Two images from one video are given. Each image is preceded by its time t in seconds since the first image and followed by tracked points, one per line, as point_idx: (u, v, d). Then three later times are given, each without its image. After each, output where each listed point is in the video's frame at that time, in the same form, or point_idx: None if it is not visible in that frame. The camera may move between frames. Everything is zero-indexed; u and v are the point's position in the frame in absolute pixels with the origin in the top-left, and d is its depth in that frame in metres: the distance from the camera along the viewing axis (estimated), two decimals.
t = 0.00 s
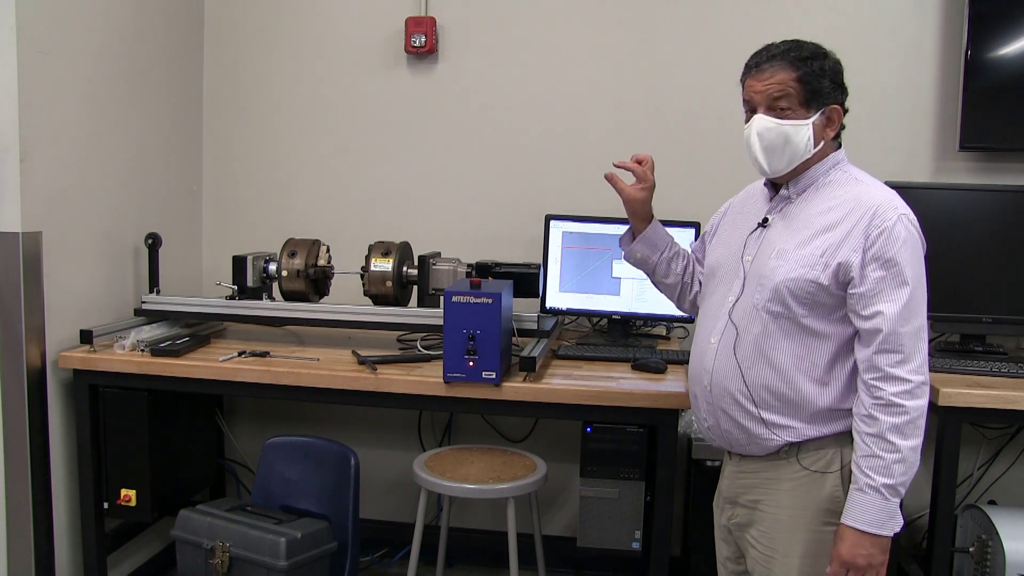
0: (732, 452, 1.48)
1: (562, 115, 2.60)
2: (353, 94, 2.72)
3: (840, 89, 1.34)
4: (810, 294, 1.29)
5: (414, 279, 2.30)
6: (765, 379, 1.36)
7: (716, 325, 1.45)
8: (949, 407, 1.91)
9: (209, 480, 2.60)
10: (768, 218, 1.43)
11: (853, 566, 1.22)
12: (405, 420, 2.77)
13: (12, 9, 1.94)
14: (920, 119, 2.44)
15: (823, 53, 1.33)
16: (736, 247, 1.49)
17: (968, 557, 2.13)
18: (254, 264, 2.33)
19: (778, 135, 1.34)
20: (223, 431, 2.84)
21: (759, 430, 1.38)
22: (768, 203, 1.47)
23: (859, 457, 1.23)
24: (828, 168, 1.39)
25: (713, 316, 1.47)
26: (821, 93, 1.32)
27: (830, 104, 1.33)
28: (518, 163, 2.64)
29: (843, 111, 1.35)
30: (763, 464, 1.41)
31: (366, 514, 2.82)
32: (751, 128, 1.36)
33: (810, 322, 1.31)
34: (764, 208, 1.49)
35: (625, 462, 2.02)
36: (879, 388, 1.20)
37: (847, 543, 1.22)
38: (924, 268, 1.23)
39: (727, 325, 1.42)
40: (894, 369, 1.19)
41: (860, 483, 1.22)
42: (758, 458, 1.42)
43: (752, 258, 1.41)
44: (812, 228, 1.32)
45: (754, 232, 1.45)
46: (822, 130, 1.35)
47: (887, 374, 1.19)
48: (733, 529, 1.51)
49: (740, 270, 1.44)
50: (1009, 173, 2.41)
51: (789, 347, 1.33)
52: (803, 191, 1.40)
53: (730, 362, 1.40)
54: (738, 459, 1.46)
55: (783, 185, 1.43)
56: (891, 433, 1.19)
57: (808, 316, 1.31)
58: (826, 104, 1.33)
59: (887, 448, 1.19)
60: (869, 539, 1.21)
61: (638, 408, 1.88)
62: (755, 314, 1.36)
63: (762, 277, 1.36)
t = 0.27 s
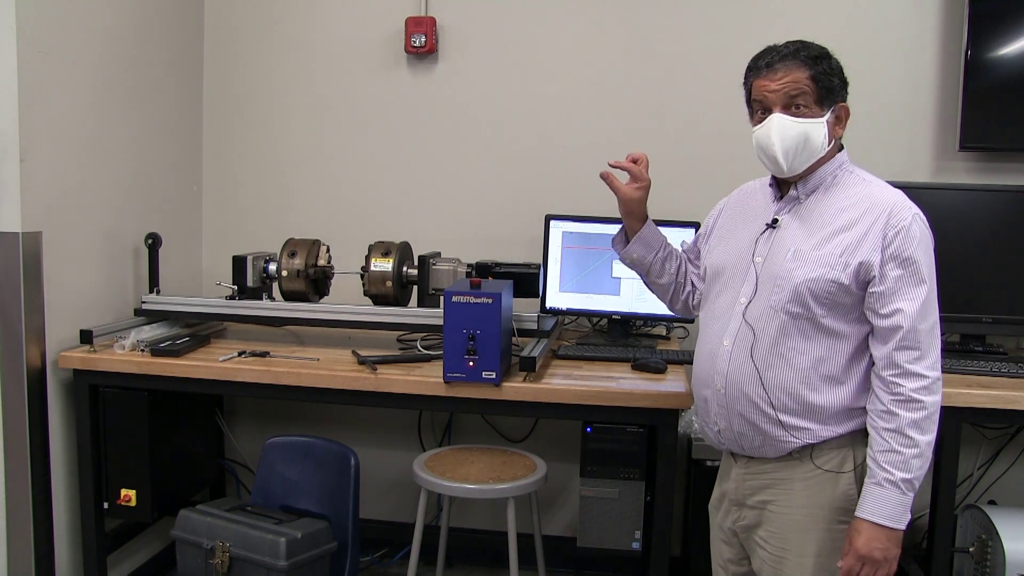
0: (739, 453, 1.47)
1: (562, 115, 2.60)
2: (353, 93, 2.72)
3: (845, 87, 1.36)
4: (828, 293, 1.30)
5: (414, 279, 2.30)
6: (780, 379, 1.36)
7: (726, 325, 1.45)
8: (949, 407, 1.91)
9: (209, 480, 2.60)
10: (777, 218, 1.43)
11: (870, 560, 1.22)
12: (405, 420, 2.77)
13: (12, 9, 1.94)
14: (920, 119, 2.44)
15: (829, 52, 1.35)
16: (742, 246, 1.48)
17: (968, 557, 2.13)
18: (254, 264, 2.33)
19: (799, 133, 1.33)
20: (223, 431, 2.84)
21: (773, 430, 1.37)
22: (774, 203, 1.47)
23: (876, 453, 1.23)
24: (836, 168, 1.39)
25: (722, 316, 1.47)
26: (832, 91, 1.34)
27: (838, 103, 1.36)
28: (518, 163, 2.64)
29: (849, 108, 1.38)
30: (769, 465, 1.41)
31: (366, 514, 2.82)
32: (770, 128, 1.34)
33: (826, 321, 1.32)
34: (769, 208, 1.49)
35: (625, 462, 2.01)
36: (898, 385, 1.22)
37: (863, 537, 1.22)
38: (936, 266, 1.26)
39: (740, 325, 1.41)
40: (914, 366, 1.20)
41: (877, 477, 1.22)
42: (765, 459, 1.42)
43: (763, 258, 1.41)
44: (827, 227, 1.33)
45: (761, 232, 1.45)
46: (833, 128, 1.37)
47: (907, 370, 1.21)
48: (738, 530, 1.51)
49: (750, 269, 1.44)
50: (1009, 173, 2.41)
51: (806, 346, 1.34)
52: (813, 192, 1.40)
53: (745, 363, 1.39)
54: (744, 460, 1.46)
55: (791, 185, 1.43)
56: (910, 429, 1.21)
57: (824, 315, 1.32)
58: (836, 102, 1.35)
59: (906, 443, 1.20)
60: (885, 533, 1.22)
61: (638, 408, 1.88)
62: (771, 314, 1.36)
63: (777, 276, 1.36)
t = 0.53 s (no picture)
0: (743, 454, 1.46)
1: (562, 115, 2.60)
2: (353, 93, 2.72)
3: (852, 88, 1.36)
4: (837, 295, 1.30)
5: (414, 279, 2.30)
6: (788, 381, 1.36)
7: (733, 327, 1.44)
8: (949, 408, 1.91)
9: (209, 480, 2.60)
10: (781, 219, 1.43)
11: (900, 564, 1.22)
12: (405, 420, 2.77)
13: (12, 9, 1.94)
14: (920, 119, 2.44)
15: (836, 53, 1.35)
16: (745, 248, 1.48)
17: (968, 557, 2.13)
18: (254, 264, 2.33)
19: (804, 133, 1.33)
20: (223, 431, 2.83)
21: (781, 432, 1.37)
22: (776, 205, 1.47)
23: (893, 456, 1.23)
24: (839, 169, 1.39)
25: (727, 318, 1.46)
26: (839, 91, 1.34)
27: (844, 104, 1.36)
28: (518, 162, 2.64)
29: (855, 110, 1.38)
30: (771, 465, 1.42)
31: (366, 514, 2.82)
32: (776, 129, 1.34)
33: (835, 323, 1.32)
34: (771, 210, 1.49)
35: (625, 462, 2.02)
36: (911, 387, 1.22)
37: (892, 541, 1.22)
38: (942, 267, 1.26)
39: (747, 327, 1.41)
40: (925, 367, 1.20)
41: (897, 481, 1.22)
42: (768, 459, 1.42)
43: (769, 260, 1.41)
44: (834, 228, 1.33)
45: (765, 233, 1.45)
46: (838, 129, 1.37)
47: (918, 372, 1.21)
48: (741, 531, 1.51)
49: (755, 271, 1.43)
50: (1009, 173, 2.41)
51: (814, 348, 1.34)
52: (816, 193, 1.40)
53: (753, 365, 1.39)
54: (746, 460, 1.46)
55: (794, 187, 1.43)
56: (926, 431, 1.20)
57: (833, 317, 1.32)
58: (842, 103, 1.35)
59: (923, 445, 1.20)
60: (912, 535, 1.22)
61: (638, 408, 1.88)
62: (779, 316, 1.36)
63: (785, 278, 1.36)
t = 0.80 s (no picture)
0: (744, 454, 1.46)
1: (562, 115, 2.60)
2: (353, 93, 2.72)
3: (855, 90, 1.36)
4: (838, 295, 1.30)
5: (414, 279, 2.30)
6: (789, 381, 1.36)
7: (734, 327, 1.45)
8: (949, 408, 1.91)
9: (209, 481, 2.60)
10: (783, 219, 1.43)
11: (893, 564, 1.22)
12: (405, 420, 2.77)
13: (12, 9, 1.94)
14: (920, 119, 2.44)
15: (839, 54, 1.35)
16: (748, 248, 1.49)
17: (968, 557, 2.13)
18: (254, 264, 2.33)
19: (808, 133, 1.33)
20: (223, 431, 2.84)
21: (781, 432, 1.37)
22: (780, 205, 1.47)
23: (891, 456, 1.23)
24: (842, 170, 1.39)
25: (729, 317, 1.47)
26: (842, 92, 1.34)
27: (848, 105, 1.35)
28: (518, 163, 2.64)
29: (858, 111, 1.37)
30: (771, 465, 1.42)
31: (366, 514, 2.82)
32: (780, 128, 1.34)
33: (836, 323, 1.32)
34: (774, 210, 1.49)
35: (625, 462, 2.02)
36: (910, 388, 1.22)
37: (885, 541, 1.22)
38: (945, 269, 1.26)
39: (749, 326, 1.41)
40: (925, 368, 1.21)
41: (894, 481, 1.22)
42: (767, 459, 1.43)
43: (771, 260, 1.41)
44: (836, 229, 1.33)
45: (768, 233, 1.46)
46: (842, 130, 1.36)
47: (918, 373, 1.21)
48: (744, 531, 1.50)
49: (757, 271, 1.43)
50: (1009, 173, 2.41)
51: (815, 348, 1.34)
52: (818, 194, 1.40)
53: (754, 365, 1.39)
54: (746, 460, 1.46)
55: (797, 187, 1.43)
56: (924, 432, 1.20)
57: (834, 317, 1.32)
58: (846, 103, 1.35)
59: (921, 446, 1.20)
60: (906, 536, 1.21)
61: (638, 408, 1.88)
62: (780, 316, 1.36)
63: (787, 278, 1.36)
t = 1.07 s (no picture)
0: (744, 455, 1.47)
1: (562, 115, 2.60)
2: (353, 93, 2.72)
3: (850, 91, 1.33)
4: (832, 296, 1.30)
5: (414, 279, 2.30)
6: (784, 381, 1.36)
7: (732, 327, 1.45)
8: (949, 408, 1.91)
9: (209, 481, 2.60)
10: (781, 221, 1.43)
11: (874, 563, 1.22)
12: (405, 420, 2.77)
13: (12, 9, 1.93)
14: (920, 119, 2.44)
15: (833, 54, 1.32)
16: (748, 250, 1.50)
17: (968, 557, 2.13)
18: (254, 264, 2.33)
19: (789, 135, 1.34)
20: (223, 431, 2.83)
21: (776, 432, 1.38)
22: (779, 207, 1.47)
23: (880, 456, 1.23)
24: (840, 171, 1.39)
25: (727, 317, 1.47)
26: (832, 94, 1.32)
27: (839, 106, 1.33)
28: (518, 162, 2.64)
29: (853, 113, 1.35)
30: (769, 466, 1.42)
31: (366, 514, 2.82)
32: (764, 127, 1.36)
33: (830, 324, 1.31)
34: (774, 211, 1.49)
35: (625, 462, 2.02)
36: (902, 389, 1.21)
37: (867, 540, 1.22)
38: (942, 270, 1.25)
39: (746, 327, 1.42)
40: (917, 369, 1.20)
41: (882, 480, 1.22)
42: (764, 459, 1.43)
43: (768, 260, 1.41)
44: (831, 230, 1.33)
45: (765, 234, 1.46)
46: (832, 132, 1.35)
47: (910, 374, 1.20)
48: (744, 531, 1.50)
49: (755, 272, 1.44)
50: (1009, 173, 2.41)
51: (809, 349, 1.34)
52: (815, 195, 1.40)
53: (749, 365, 1.40)
54: (746, 461, 1.47)
55: (795, 188, 1.43)
56: (915, 433, 1.20)
57: (828, 318, 1.31)
58: (837, 105, 1.33)
59: (912, 448, 1.20)
60: (888, 536, 1.21)
61: (638, 408, 1.87)
62: (775, 316, 1.36)
63: (782, 279, 1.36)
